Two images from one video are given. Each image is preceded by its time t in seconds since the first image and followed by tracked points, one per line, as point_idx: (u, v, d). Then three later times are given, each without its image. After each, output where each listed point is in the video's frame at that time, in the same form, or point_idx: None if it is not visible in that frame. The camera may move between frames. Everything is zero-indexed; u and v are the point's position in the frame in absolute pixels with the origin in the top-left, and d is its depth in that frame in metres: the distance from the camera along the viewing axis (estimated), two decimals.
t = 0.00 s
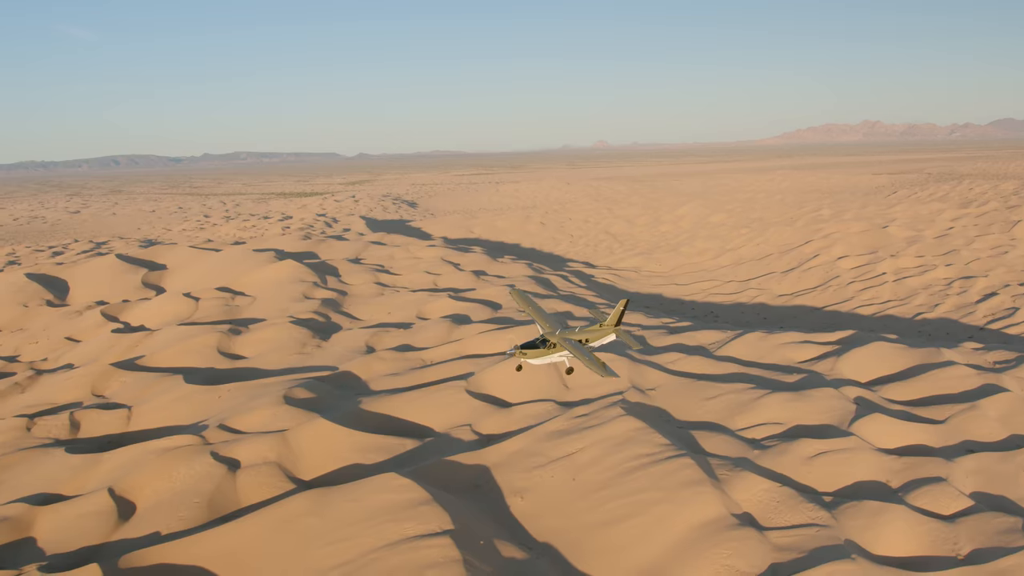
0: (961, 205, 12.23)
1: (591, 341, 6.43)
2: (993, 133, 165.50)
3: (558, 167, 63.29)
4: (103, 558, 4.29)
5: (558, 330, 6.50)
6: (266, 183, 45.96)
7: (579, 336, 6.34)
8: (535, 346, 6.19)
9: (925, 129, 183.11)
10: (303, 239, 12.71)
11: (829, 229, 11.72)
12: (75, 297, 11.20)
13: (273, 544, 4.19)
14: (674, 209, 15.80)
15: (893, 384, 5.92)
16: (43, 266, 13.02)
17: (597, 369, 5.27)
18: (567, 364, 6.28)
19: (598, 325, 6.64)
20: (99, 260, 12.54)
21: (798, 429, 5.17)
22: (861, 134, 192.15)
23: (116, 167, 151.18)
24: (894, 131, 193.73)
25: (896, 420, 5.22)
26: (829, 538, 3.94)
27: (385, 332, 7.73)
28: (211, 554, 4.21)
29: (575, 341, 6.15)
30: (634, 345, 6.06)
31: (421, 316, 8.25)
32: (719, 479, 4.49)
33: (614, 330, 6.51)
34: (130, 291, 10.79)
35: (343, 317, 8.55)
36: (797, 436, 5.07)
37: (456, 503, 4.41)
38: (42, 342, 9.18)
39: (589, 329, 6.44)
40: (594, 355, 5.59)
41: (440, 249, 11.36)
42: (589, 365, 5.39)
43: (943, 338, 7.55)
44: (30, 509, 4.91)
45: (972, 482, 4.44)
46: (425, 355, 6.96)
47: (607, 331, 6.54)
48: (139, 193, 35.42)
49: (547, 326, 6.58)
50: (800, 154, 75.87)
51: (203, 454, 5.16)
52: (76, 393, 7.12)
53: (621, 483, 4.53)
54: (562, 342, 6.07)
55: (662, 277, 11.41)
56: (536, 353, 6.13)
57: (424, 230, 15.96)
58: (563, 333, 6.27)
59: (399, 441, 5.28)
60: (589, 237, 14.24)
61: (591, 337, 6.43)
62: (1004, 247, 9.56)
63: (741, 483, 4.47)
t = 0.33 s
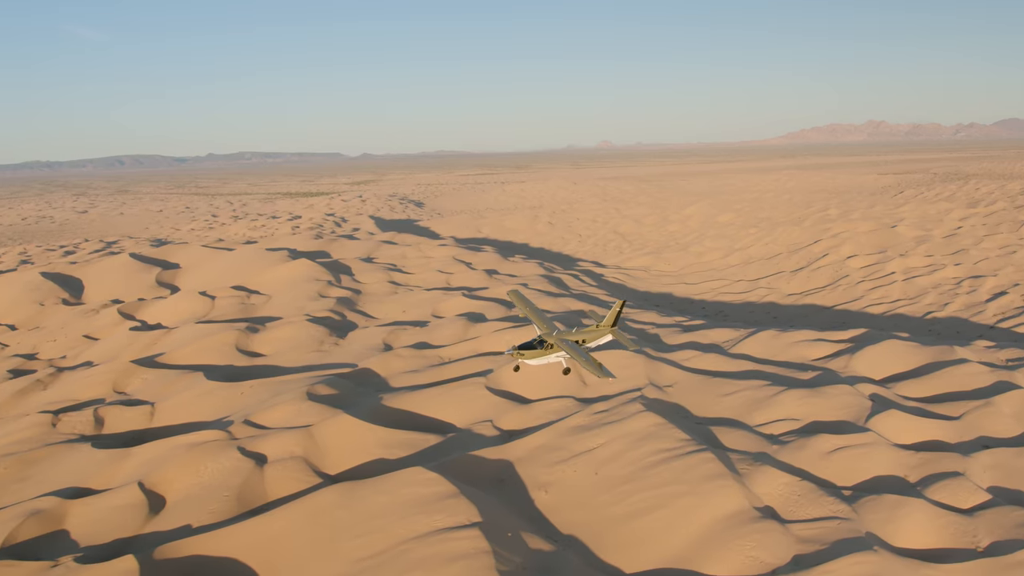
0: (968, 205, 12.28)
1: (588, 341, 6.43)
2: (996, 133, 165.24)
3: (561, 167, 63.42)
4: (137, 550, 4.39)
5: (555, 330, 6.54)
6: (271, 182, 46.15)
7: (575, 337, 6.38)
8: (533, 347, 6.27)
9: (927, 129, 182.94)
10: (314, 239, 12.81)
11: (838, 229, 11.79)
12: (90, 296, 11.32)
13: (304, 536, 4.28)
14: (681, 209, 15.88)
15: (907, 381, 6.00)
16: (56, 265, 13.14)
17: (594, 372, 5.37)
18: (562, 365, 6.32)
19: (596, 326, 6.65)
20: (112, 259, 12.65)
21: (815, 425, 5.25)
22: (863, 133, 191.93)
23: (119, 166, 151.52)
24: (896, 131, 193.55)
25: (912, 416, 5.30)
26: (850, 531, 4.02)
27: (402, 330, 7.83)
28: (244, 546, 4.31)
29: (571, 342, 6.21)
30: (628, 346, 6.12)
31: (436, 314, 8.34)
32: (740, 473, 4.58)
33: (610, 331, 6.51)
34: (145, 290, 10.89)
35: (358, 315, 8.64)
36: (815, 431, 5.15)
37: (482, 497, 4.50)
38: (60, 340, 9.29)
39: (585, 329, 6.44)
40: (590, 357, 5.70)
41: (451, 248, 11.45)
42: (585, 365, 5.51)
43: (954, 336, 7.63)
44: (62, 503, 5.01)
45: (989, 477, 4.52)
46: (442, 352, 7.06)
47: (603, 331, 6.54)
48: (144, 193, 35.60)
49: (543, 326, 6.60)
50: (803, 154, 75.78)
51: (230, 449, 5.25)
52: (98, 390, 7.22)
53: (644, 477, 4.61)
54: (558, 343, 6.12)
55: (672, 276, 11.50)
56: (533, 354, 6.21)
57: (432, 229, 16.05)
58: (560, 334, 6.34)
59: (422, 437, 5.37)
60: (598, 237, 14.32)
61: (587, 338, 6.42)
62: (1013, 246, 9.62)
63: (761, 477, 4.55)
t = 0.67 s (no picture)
0: (976, 205, 12.34)
1: (586, 342, 6.31)
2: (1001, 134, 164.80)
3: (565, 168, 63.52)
4: (171, 543, 4.49)
5: (553, 331, 6.44)
6: (276, 184, 46.35)
7: (573, 338, 6.29)
8: (531, 348, 6.28)
9: (930, 129, 182.73)
10: (327, 239, 12.91)
11: (846, 228, 11.86)
12: (105, 295, 11.44)
13: (335, 529, 4.37)
14: (689, 209, 15.95)
15: (922, 378, 6.07)
16: (71, 265, 13.28)
17: (590, 372, 5.32)
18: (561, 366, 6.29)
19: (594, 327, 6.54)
20: (126, 259, 12.78)
21: (832, 421, 5.33)
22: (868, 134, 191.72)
23: (123, 168, 152.01)
24: (900, 132, 193.24)
25: (928, 413, 5.37)
26: (871, 523, 4.11)
27: (419, 328, 7.92)
28: (276, 539, 4.41)
29: (569, 343, 6.15)
30: (625, 346, 6.04)
31: (452, 313, 8.44)
32: (761, 468, 4.66)
33: (609, 331, 6.40)
34: (160, 289, 11.01)
35: (374, 314, 8.73)
36: (833, 427, 5.22)
37: (508, 491, 4.59)
38: (78, 339, 9.41)
39: (584, 330, 6.34)
40: (588, 357, 5.65)
41: (463, 248, 11.54)
42: (582, 366, 5.45)
43: (965, 335, 7.69)
44: (93, 498, 5.11)
45: (1006, 472, 4.59)
46: (460, 351, 7.15)
47: (601, 333, 6.43)
48: (151, 194, 35.77)
49: (541, 327, 6.51)
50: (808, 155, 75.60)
51: (257, 445, 5.35)
52: (120, 387, 7.33)
53: (666, 472, 4.70)
54: (556, 343, 6.08)
55: (681, 276, 11.59)
56: (532, 355, 6.21)
57: (442, 230, 16.15)
58: (557, 334, 6.25)
59: (445, 433, 5.46)
60: (607, 237, 14.41)
61: (585, 339, 6.31)
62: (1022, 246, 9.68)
63: (782, 472, 4.64)
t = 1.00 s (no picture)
0: (985, 205, 12.39)
1: (584, 345, 6.44)
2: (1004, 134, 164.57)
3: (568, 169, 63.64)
4: (203, 537, 4.58)
5: (552, 334, 6.57)
6: (282, 186, 46.56)
7: (571, 341, 6.41)
8: (529, 350, 6.35)
9: (933, 130, 182.53)
10: (339, 240, 13.02)
11: (855, 229, 11.93)
12: (121, 296, 11.58)
13: (365, 525, 4.46)
14: (697, 210, 16.05)
15: (936, 377, 6.15)
16: (86, 266, 13.42)
17: (585, 374, 5.31)
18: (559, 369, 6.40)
19: (592, 330, 6.64)
20: (140, 260, 12.92)
21: (850, 418, 5.41)
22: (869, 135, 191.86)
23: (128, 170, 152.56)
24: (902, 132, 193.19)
25: (944, 410, 5.45)
26: (892, 517, 4.18)
27: (436, 328, 8.02)
28: (307, 533, 4.50)
29: (567, 346, 6.24)
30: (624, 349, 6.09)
31: (467, 312, 8.53)
32: (782, 464, 4.74)
33: (606, 334, 6.48)
34: (175, 289, 11.14)
35: (389, 314, 8.83)
36: (850, 424, 5.31)
37: (534, 486, 4.67)
38: (97, 339, 9.54)
39: (581, 333, 6.47)
40: (586, 359, 5.70)
41: (474, 249, 11.65)
42: (579, 369, 5.47)
43: (976, 334, 7.76)
44: (123, 494, 5.22)
45: None
46: (478, 350, 7.25)
47: (599, 335, 6.52)
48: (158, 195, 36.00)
49: (539, 331, 6.66)
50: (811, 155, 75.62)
51: (283, 442, 5.44)
52: (142, 386, 7.44)
53: (688, 468, 4.78)
54: (554, 346, 6.19)
55: (691, 276, 11.68)
56: (530, 357, 6.30)
57: (451, 231, 16.27)
58: (556, 338, 6.40)
59: (468, 431, 5.56)
60: (616, 238, 14.51)
61: (583, 342, 6.43)
62: None
63: (802, 467, 4.72)
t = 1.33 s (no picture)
0: (990, 207, 12.47)
1: (580, 347, 6.49)
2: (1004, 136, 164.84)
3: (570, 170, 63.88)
4: (232, 530, 4.68)
5: (547, 335, 6.64)
6: (286, 187, 46.72)
7: (567, 342, 6.46)
8: (526, 352, 6.41)
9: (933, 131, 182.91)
10: (348, 240, 13.11)
11: (862, 230, 12.02)
12: (133, 295, 11.67)
13: (391, 519, 4.55)
14: (703, 211, 16.13)
15: (947, 376, 6.23)
16: (97, 265, 13.53)
17: (581, 377, 5.51)
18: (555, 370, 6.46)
19: (587, 332, 6.69)
20: (151, 259, 13.01)
21: (864, 415, 5.49)
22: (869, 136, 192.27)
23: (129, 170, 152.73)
24: (902, 134, 193.47)
25: (957, 408, 5.53)
26: (909, 512, 4.27)
27: (450, 327, 8.11)
28: (334, 527, 4.59)
29: (563, 348, 6.31)
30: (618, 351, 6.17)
31: (480, 312, 8.62)
32: (799, 460, 4.83)
33: (601, 336, 6.53)
34: (187, 288, 11.22)
35: (402, 313, 8.91)
36: (865, 421, 5.39)
37: (556, 481, 4.76)
38: (112, 337, 9.63)
39: (576, 335, 6.52)
40: (581, 363, 5.83)
41: (484, 249, 11.74)
42: (574, 372, 5.61)
43: (984, 334, 7.84)
44: (150, 489, 5.32)
45: None
46: (493, 348, 7.34)
47: (594, 337, 6.56)
48: (162, 196, 36.13)
49: (535, 331, 6.74)
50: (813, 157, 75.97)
51: (306, 438, 5.53)
52: (160, 383, 7.53)
53: (707, 464, 4.87)
54: (550, 349, 6.25)
55: (699, 277, 11.77)
56: (526, 359, 6.36)
57: (458, 231, 16.36)
58: (551, 340, 6.45)
59: (487, 427, 5.64)
60: (623, 238, 14.61)
61: (579, 344, 6.47)
62: None
63: (819, 463, 4.80)
